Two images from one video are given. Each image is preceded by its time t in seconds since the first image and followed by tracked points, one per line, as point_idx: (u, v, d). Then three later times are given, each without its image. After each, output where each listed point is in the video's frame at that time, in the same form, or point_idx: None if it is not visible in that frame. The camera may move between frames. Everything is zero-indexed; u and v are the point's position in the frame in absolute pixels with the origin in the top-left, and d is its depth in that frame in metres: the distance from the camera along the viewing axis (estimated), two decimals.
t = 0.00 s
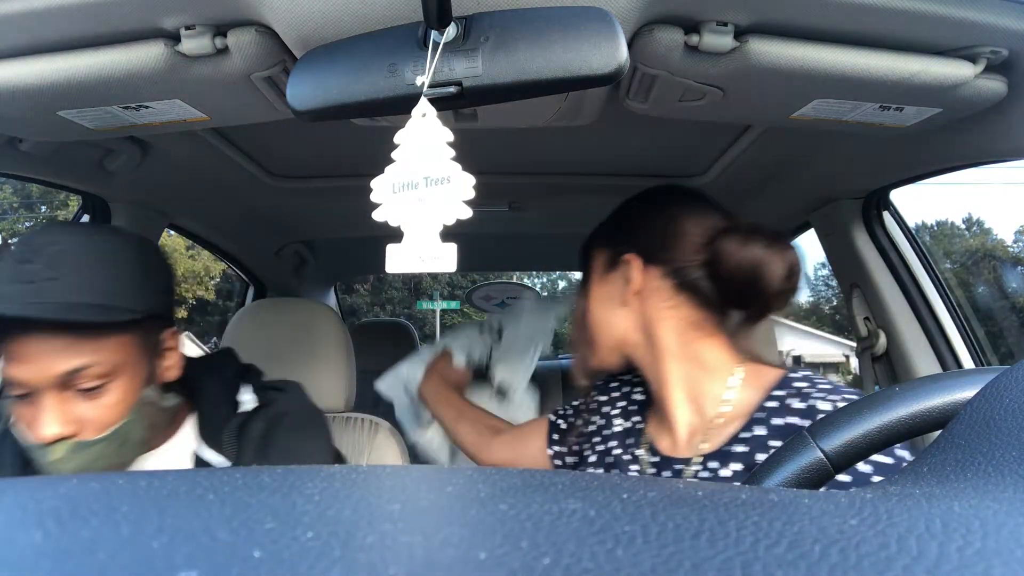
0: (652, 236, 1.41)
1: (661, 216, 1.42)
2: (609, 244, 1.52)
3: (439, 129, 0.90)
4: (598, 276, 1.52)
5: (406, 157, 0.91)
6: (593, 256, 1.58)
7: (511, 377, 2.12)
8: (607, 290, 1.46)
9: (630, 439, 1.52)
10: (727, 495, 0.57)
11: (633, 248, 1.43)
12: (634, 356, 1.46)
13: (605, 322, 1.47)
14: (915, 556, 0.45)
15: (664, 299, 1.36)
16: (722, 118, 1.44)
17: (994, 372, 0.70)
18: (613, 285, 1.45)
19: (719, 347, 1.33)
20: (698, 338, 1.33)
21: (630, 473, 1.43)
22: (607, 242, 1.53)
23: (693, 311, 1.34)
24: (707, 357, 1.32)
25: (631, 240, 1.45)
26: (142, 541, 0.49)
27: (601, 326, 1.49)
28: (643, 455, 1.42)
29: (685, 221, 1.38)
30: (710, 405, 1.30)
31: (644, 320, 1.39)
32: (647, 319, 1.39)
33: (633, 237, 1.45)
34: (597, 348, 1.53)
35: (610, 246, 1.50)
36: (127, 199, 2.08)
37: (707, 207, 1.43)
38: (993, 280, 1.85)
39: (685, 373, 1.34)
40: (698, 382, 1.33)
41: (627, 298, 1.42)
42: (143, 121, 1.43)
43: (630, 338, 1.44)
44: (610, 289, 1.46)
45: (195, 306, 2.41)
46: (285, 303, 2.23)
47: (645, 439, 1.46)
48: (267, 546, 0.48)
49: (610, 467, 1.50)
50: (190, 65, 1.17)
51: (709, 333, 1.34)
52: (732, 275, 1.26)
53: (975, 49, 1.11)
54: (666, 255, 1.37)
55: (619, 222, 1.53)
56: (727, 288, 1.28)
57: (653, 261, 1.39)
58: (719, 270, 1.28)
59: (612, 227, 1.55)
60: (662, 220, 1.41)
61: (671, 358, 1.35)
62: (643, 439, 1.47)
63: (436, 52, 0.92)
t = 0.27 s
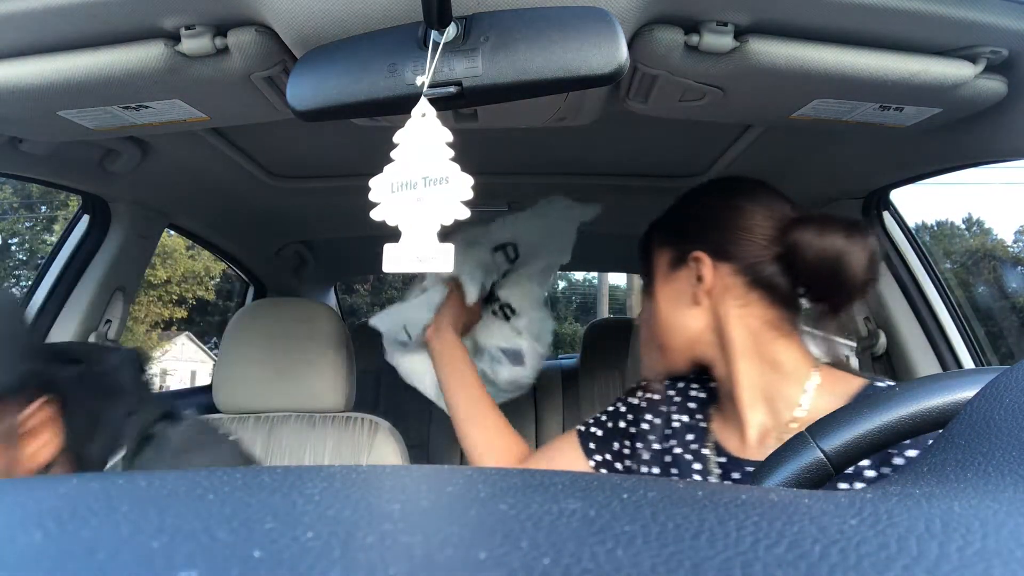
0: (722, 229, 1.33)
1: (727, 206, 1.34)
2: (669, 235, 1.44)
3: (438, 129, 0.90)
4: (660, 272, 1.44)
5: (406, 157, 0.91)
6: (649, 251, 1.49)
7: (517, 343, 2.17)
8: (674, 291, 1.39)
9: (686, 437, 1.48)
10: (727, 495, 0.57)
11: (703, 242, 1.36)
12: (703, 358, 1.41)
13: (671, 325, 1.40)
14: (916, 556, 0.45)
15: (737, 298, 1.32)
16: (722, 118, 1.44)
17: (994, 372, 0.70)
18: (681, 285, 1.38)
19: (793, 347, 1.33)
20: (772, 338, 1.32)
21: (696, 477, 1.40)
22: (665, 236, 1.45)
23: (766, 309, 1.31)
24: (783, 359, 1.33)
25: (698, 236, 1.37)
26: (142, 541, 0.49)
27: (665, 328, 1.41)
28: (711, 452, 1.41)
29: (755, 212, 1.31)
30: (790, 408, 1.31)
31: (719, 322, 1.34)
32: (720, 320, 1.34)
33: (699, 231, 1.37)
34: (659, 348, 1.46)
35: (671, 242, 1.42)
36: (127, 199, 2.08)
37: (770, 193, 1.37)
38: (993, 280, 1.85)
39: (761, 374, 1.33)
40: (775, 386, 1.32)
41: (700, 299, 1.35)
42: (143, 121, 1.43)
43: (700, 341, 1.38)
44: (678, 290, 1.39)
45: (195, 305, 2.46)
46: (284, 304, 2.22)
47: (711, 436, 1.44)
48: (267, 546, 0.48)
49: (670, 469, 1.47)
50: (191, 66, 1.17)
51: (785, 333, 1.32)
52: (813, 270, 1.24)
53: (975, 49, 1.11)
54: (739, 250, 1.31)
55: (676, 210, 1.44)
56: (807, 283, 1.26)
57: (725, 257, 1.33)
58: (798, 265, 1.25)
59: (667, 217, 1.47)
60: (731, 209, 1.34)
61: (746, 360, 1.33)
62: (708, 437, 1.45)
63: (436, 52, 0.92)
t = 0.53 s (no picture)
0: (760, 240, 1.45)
1: (764, 218, 1.46)
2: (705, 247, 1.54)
3: (438, 129, 0.90)
4: (698, 281, 1.53)
5: (406, 157, 0.91)
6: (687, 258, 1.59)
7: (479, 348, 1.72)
8: (714, 298, 1.50)
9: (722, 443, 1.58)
10: (727, 495, 0.57)
11: (742, 252, 1.46)
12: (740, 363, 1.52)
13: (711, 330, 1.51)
14: (916, 556, 0.45)
15: (774, 304, 1.43)
16: (722, 118, 1.44)
17: (994, 372, 0.70)
18: (721, 292, 1.48)
19: (828, 349, 1.45)
20: (807, 342, 1.44)
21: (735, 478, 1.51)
22: (702, 245, 1.55)
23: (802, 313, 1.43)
24: (818, 361, 1.44)
25: (737, 245, 1.47)
26: (141, 542, 0.49)
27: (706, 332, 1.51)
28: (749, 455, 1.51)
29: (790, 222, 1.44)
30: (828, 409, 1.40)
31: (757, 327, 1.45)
32: (759, 326, 1.45)
33: (738, 241, 1.47)
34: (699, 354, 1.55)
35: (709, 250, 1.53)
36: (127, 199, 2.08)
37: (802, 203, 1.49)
38: (993, 280, 1.85)
39: (798, 378, 1.44)
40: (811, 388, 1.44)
41: (739, 306, 1.46)
42: (144, 121, 1.44)
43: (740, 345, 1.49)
44: (717, 297, 1.49)
45: (194, 306, 2.45)
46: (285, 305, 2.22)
47: (747, 438, 1.56)
48: (266, 546, 0.48)
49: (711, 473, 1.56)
50: (191, 66, 1.18)
51: (820, 336, 1.44)
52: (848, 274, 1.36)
53: (974, 49, 1.11)
54: (776, 258, 1.42)
55: (712, 223, 1.55)
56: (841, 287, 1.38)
57: (764, 265, 1.44)
58: (835, 270, 1.37)
59: (704, 227, 1.58)
60: (767, 220, 1.46)
61: (784, 364, 1.44)
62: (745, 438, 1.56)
63: (436, 52, 0.92)
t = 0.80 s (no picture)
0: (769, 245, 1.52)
1: (771, 222, 1.53)
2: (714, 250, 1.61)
3: (438, 128, 0.90)
4: (707, 284, 1.60)
5: (406, 157, 0.91)
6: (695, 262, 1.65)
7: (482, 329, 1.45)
8: (723, 301, 1.56)
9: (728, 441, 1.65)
10: (727, 495, 0.57)
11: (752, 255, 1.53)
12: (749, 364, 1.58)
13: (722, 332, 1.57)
14: (916, 556, 0.45)
15: (782, 305, 1.51)
16: (723, 118, 1.44)
17: (994, 372, 0.70)
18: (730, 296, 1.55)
19: (834, 350, 1.52)
20: (813, 343, 1.52)
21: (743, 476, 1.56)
22: (710, 249, 1.62)
23: (809, 314, 1.50)
24: (824, 362, 1.51)
25: (746, 250, 1.54)
26: (141, 542, 0.49)
27: (717, 334, 1.58)
28: (756, 452, 1.58)
29: (797, 227, 1.51)
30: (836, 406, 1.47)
31: (766, 329, 1.52)
32: (767, 326, 1.52)
33: (747, 246, 1.54)
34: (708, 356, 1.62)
35: (718, 254, 1.59)
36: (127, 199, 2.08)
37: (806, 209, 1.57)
38: (992, 280, 1.85)
39: (806, 378, 1.51)
40: (818, 388, 1.51)
41: (749, 309, 1.53)
42: (144, 121, 1.44)
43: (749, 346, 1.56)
44: (727, 300, 1.55)
45: (193, 305, 2.47)
46: (282, 305, 2.19)
47: (755, 437, 1.60)
48: (267, 546, 0.48)
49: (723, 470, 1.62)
50: (191, 66, 1.18)
51: (826, 337, 1.52)
52: (852, 276, 1.45)
53: (974, 49, 1.11)
54: (784, 261, 1.50)
55: (719, 228, 1.62)
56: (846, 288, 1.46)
57: (773, 267, 1.51)
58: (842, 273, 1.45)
59: (710, 231, 1.64)
60: (775, 224, 1.53)
61: (792, 364, 1.51)
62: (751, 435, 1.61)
63: (436, 53, 0.92)
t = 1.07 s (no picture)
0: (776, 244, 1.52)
1: (776, 221, 1.54)
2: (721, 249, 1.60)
3: (438, 129, 0.90)
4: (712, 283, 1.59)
5: (406, 157, 0.91)
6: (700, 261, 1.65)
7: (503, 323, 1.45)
8: (729, 300, 1.55)
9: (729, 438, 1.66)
10: (727, 495, 0.57)
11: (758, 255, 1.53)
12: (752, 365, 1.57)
13: (727, 332, 1.56)
14: (916, 556, 0.45)
15: (788, 305, 1.51)
16: (723, 117, 1.44)
17: (994, 372, 0.70)
18: (736, 295, 1.54)
19: (837, 351, 1.53)
20: (818, 343, 1.52)
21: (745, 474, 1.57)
22: (715, 248, 1.61)
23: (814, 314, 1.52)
24: (827, 363, 1.52)
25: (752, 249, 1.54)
26: (141, 542, 0.49)
27: (721, 334, 1.57)
28: (758, 450, 1.58)
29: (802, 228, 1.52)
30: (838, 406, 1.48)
31: (772, 329, 1.52)
32: (773, 326, 1.52)
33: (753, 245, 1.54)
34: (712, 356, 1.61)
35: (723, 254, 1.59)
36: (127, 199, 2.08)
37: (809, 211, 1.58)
38: (993, 280, 1.85)
39: (811, 378, 1.51)
40: (822, 388, 1.51)
41: (755, 309, 1.52)
42: (143, 121, 1.43)
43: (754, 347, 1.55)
44: (733, 300, 1.55)
45: (193, 305, 2.46)
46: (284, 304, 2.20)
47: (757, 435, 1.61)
48: (267, 546, 0.48)
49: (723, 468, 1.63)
50: (191, 66, 1.18)
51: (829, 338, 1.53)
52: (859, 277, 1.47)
53: (974, 49, 1.11)
54: (791, 261, 1.51)
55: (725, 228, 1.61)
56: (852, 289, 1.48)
57: (780, 267, 1.51)
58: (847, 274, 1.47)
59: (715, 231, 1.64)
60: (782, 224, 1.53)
61: (797, 365, 1.51)
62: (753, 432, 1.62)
63: (436, 52, 0.92)
